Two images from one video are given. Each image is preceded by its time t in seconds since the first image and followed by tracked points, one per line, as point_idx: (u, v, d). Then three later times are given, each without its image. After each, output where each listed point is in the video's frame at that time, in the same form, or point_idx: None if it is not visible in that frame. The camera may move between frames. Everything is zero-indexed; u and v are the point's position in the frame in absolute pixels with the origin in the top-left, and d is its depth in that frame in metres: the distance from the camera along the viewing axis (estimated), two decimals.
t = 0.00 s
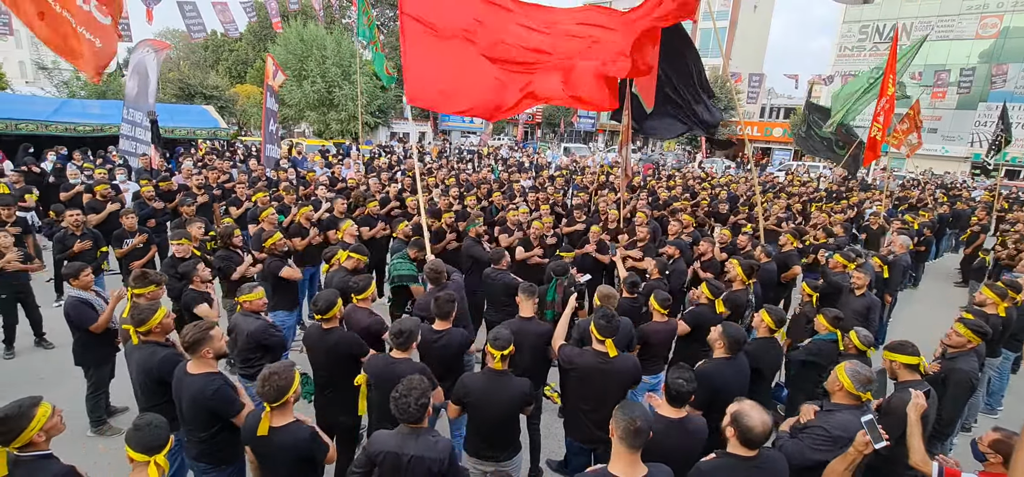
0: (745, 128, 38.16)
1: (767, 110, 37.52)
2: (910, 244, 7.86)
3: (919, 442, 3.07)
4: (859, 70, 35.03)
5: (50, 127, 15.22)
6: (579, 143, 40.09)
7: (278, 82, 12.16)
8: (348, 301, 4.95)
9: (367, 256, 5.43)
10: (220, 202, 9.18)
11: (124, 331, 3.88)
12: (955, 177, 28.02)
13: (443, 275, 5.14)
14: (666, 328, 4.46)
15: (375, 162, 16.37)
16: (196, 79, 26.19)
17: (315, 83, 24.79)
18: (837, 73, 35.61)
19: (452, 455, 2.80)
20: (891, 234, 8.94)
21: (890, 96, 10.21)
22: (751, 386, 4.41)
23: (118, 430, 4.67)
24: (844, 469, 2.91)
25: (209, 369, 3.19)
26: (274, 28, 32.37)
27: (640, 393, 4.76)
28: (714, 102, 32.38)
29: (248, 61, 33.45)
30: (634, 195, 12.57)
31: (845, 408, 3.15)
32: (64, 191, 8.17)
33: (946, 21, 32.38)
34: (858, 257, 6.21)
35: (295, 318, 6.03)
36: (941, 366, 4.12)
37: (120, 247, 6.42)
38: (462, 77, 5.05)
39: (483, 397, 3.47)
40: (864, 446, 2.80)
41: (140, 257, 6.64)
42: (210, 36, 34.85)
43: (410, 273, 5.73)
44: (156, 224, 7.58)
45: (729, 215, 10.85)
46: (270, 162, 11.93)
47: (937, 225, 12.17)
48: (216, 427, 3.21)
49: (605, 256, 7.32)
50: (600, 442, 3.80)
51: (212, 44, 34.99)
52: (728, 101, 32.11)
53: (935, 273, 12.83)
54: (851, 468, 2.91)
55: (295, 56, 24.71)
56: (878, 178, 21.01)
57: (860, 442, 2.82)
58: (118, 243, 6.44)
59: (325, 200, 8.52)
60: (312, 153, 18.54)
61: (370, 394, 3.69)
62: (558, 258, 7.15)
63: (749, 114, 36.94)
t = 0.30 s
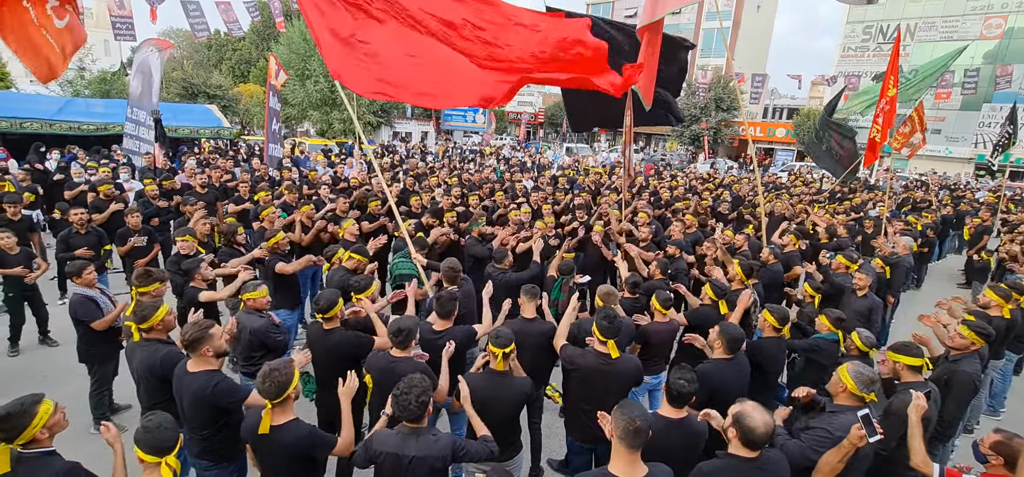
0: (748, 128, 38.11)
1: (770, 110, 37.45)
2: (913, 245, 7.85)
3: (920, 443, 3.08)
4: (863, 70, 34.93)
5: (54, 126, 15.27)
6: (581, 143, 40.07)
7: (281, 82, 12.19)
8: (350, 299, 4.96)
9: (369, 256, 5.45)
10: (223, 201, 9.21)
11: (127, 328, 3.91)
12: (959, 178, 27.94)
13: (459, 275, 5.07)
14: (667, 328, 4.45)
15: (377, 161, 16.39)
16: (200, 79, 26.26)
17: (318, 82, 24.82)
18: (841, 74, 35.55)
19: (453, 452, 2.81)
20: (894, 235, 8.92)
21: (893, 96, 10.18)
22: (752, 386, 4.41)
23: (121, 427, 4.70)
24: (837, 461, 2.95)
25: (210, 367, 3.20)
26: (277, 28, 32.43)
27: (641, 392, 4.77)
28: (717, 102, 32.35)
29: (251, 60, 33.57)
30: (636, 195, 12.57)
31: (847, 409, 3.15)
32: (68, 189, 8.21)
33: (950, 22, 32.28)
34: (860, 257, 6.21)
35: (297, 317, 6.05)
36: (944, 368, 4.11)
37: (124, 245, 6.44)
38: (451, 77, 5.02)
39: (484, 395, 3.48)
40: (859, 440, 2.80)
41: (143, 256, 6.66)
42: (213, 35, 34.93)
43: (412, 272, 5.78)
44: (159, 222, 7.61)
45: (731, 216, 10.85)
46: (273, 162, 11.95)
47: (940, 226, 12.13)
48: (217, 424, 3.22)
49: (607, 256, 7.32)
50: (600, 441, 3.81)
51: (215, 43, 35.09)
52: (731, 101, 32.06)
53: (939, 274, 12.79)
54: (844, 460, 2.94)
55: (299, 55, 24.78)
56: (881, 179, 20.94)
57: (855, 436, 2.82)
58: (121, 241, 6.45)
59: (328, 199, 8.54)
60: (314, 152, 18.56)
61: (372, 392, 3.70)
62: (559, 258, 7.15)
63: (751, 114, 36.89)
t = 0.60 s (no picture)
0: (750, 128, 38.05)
1: (772, 110, 37.42)
2: (915, 245, 7.83)
3: (922, 444, 3.07)
4: (864, 70, 34.87)
5: (57, 126, 15.31)
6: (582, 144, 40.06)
7: (282, 82, 12.19)
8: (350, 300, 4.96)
9: (369, 255, 5.47)
10: (225, 201, 9.23)
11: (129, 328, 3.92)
12: (961, 178, 27.88)
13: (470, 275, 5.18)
14: (667, 327, 4.45)
15: (379, 162, 16.40)
16: (201, 79, 26.30)
17: (319, 83, 24.81)
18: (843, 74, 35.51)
19: (454, 453, 2.81)
20: (895, 236, 8.88)
21: (894, 97, 10.13)
22: (753, 387, 4.40)
23: (123, 427, 4.71)
24: (840, 460, 2.91)
25: (210, 367, 3.21)
26: (279, 28, 32.49)
27: (641, 392, 4.77)
28: (719, 102, 32.34)
29: (253, 60, 33.66)
30: (637, 195, 12.56)
31: (849, 411, 3.14)
32: (71, 190, 8.24)
33: (952, 21, 32.19)
34: (862, 257, 6.20)
35: (298, 316, 6.06)
36: (946, 368, 4.11)
37: (126, 245, 6.46)
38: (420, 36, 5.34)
39: (485, 396, 3.48)
40: (861, 439, 2.79)
41: (145, 256, 6.68)
42: (214, 36, 34.98)
43: (412, 272, 5.80)
44: (161, 223, 7.62)
45: (732, 216, 10.83)
46: (274, 162, 11.96)
47: (942, 226, 12.10)
48: (218, 424, 3.23)
49: (607, 256, 7.31)
50: (601, 442, 3.80)
51: (217, 44, 35.12)
52: (732, 101, 32.03)
53: (941, 274, 12.76)
54: (847, 460, 2.90)
55: (300, 56, 24.80)
56: (884, 179, 20.89)
57: (857, 435, 2.81)
58: (123, 242, 6.46)
59: (329, 199, 8.55)
60: (315, 153, 18.56)
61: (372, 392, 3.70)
62: (560, 259, 7.17)
63: (753, 114, 36.83)
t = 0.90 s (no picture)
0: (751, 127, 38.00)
1: (773, 109, 37.38)
2: (917, 244, 7.82)
3: (926, 443, 3.06)
4: (866, 68, 34.84)
5: (59, 128, 15.37)
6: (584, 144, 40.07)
7: (282, 83, 12.20)
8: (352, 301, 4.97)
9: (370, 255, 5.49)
10: (227, 202, 9.25)
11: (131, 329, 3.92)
12: (964, 176, 27.78)
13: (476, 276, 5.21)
14: (669, 327, 4.46)
15: (380, 162, 16.43)
16: (203, 80, 26.37)
17: (321, 83, 24.77)
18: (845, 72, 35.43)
19: (459, 452, 2.81)
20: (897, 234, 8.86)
21: (897, 95, 10.14)
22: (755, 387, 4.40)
23: (126, 428, 4.72)
24: (852, 466, 2.89)
25: (214, 367, 3.22)
26: (280, 29, 32.51)
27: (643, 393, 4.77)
28: (720, 101, 32.32)
29: (254, 62, 33.70)
30: (638, 195, 12.55)
31: (853, 410, 3.13)
32: (73, 191, 8.27)
33: (954, 19, 32.11)
34: (863, 256, 6.19)
35: (299, 318, 6.07)
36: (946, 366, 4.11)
37: (129, 247, 6.48)
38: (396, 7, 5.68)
39: (488, 396, 3.48)
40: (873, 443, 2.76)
41: (147, 257, 6.69)
42: (215, 38, 35.01)
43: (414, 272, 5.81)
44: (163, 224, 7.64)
45: (733, 215, 10.81)
46: (275, 163, 11.99)
47: (944, 225, 12.08)
48: (221, 424, 3.23)
49: (609, 256, 7.31)
50: (604, 443, 3.80)
51: (219, 45, 35.20)
52: (733, 101, 32.00)
53: (943, 273, 12.74)
54: (859, 465, 2.88)
55: (301, 57, 24.83)
56: (886, 178, 20.86)
57: (868, 439, 2.79)
58: (126, 243, 6.49)
59: (330, 200, 8.57)
60: (316, 154, 18.58)
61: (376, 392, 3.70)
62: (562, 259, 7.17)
63: (755, 113, 36.78)
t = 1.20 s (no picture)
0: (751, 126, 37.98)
1: (773, 108, 37.37)
2: (918, 241, 7.81)
3: (928, 441, 3.04)
4: (865, 66, 34.86)
5: (59, 129, 15.37)
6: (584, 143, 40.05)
7: (281, 83, 12.19)
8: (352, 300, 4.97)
9: (367, 253, 5.48)
10: (227, 202, 9.25)
11: (132, 329, 3.92)
12: (964, 174, 27.74)
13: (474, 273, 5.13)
14: (670, 325, 4.47)
15: (380, 162, 16.44)
16: (203, 80, 26.38)
17: (320, 83, 24.84)
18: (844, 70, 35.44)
19: (460, 451, 2.82)
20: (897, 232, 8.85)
21: (900, 92, 10.13)
22: (756, 385, 4.40)
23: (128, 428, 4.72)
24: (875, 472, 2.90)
25: (215, 366, 3.22)
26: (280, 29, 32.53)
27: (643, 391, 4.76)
28: (720, 99, 32.32)
29: (254, 62, 33.66)
30: (637, 193, 12.56)
31: (853, 407, 3.13)
32: (73, 192, 8.27)
33: (953, 16, 32.09)
34: (864, 254, 6.19)
35: (300, 317, 6.06)
36: (948, 365, 4.09)
37: (130, 246, 6.48)
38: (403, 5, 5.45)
39: (489, 394, 3.48)
40: (891, 447, 2.76)
41: (148, 257, 6.69)
42: (215, 38, 35.01)
43: (413, 271, 5.83)
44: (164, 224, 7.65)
45: (734, 213, 10.80)
46: (275, 163, 12.00)
47: (945, 222, 12.07)
48: (223, 423, 3.23)
49: (610, 253, 7.32)
50: (606, 441, 3.81)
51: (218, 46, 35.18)
52: (733, 99, 31.99)
53: (943, 270, 12.74)
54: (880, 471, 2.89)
55: (301, 57, 24.82)
56: (887, 175, 20.86)
57: (887, 444, 2.78)
58: (127, 243, 6.50)
59: (330, 199, 8.57)
60: (316, 154, 18.59)
61: (377, 391, 3.71)
62: (562, 257, 7.16)
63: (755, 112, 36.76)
